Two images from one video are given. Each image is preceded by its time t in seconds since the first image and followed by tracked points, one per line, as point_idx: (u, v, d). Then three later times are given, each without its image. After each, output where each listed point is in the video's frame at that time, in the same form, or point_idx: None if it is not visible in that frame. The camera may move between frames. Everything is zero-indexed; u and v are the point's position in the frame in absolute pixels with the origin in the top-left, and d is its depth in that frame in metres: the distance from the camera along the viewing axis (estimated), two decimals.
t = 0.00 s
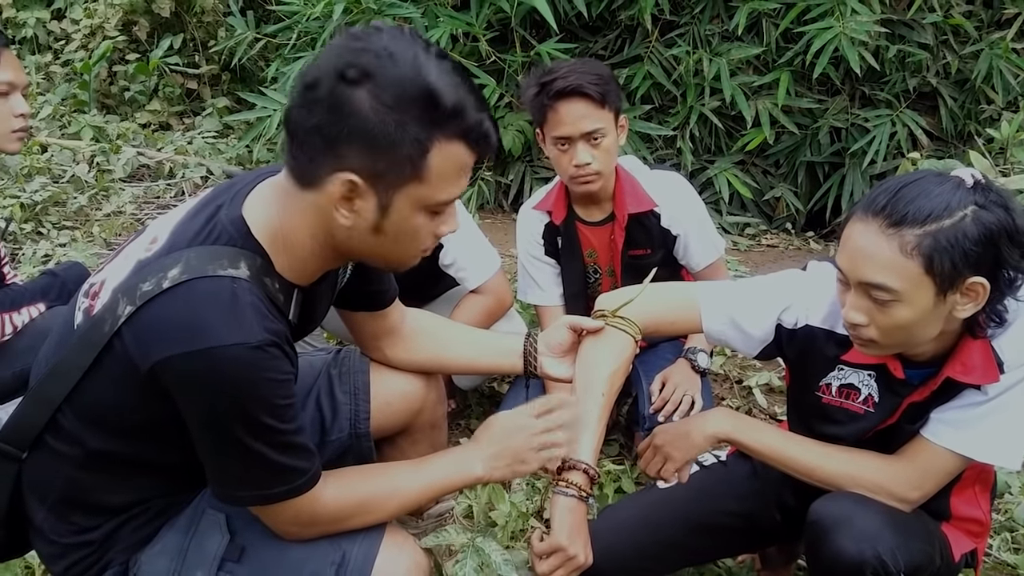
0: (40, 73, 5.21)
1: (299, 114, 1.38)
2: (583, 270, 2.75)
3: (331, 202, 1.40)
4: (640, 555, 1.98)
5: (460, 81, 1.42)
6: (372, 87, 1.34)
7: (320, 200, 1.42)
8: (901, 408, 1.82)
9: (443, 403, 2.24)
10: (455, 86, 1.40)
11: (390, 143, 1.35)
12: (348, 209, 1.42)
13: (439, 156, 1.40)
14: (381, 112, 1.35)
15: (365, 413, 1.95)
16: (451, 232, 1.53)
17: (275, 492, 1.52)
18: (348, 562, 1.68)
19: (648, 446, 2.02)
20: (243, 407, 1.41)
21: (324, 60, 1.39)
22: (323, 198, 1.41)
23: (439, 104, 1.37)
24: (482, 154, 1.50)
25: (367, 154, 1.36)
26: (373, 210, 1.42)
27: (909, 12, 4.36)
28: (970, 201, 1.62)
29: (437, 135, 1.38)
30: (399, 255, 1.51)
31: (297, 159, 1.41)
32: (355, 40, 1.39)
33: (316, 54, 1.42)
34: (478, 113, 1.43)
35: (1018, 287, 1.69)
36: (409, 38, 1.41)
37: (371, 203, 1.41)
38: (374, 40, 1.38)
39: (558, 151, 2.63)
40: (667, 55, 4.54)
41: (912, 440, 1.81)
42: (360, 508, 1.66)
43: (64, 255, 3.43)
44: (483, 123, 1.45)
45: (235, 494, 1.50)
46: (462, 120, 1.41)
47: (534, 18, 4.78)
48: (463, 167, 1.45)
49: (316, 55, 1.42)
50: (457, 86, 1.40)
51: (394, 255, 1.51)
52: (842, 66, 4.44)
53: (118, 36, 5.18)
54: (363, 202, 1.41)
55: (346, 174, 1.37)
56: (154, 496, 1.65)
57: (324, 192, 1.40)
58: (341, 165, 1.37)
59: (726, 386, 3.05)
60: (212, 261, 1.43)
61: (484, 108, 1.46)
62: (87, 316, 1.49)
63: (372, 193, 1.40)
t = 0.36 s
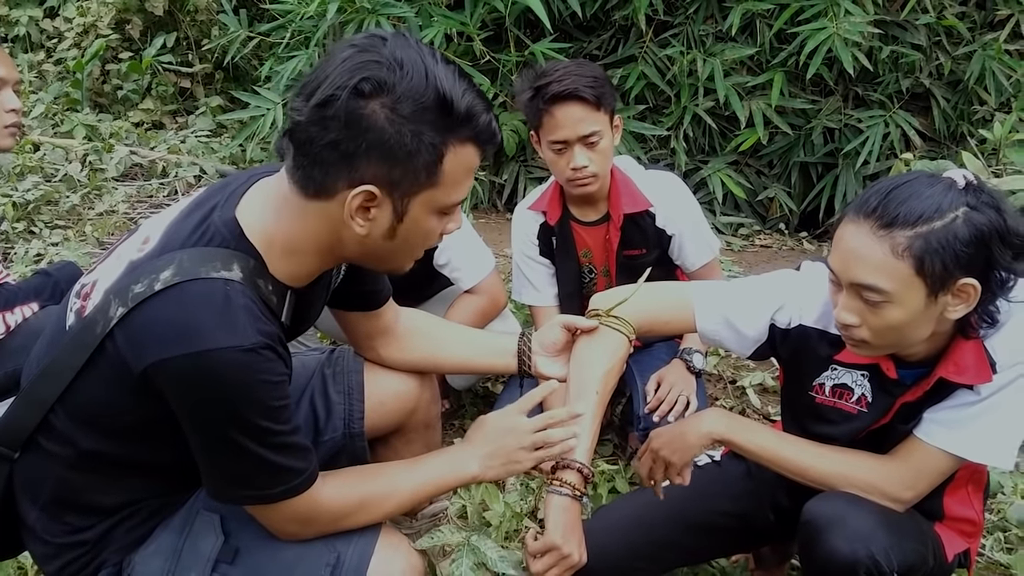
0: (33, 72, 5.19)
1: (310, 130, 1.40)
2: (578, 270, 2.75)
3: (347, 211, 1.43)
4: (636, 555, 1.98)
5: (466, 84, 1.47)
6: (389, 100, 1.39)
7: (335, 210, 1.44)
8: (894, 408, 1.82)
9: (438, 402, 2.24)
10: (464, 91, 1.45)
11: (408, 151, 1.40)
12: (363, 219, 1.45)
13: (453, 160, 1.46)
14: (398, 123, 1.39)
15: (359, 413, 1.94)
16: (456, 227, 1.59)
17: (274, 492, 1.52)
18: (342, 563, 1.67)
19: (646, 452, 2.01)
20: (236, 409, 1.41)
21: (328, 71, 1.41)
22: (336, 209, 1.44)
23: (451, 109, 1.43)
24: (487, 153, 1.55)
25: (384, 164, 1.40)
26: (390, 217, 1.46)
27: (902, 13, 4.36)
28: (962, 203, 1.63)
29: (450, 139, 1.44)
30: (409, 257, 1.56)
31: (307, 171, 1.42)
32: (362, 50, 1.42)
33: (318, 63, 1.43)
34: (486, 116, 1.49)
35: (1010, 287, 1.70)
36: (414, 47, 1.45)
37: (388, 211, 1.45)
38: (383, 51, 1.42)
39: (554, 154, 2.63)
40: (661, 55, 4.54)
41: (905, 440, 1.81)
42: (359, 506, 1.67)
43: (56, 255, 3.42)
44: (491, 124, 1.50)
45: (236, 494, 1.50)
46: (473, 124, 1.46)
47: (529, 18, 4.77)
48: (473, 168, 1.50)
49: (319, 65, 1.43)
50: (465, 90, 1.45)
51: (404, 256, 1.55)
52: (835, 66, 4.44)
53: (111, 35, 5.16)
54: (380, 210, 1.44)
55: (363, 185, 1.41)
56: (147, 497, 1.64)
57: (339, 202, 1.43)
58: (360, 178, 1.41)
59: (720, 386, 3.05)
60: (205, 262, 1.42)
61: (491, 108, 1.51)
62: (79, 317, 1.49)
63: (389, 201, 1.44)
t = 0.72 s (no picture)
0: (33, 75, 5.20)
1: (319, 127, 1.41)
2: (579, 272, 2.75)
3: (361, 206, 1.44)
4: (634, 558, 1.98)
5: (463, 72, 1.52)
6: (399, 91, 1.42)
7: (347, 207, 1.45)
8: (893, 407, 1.82)
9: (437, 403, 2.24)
10: (463, 79, 1.50)
11: (420, 138, 1.43)
12: (376, 213, 1.46)
13: (459, 145, 1.49)
14: (411, 111, 1.42)
15: (359, 415, 1.94)
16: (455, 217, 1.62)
17: (265, 501, 1.52)
18: (338, 565, 1.68)
19: (645, 451, 2.01)
20: (224, 416, 1.41)
21: (332, 69, 1.42)
22: (348, 207, 1.45)
23: (457, 95, 1.47)
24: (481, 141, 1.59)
25: (397, 154, 1.42)
26: (401, 208, 1.48)
27: (902, 13, 4.36)
28: (958, 201, 1.63)
29: (455, 124, 1.48)
30: (413, 251, 1.58)
31: (317, 170, 1.42)
32: (363, 46, 1.43)
33: (317, 63, 1.44)
34: (483, 103, 1.54)
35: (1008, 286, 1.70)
36: (412, 40, 1.48)
37: (400, 201, 1.47)
38: (384, 43, 1.44)
39: (556, 157, 2.64)
40: (661, 56, 4.54)
41: (905, 439, 1.81)
42: (355, 512, 1.68)
43: (56, 258, 3.42)
44: (487, 110, 1.55)
45: (223, 502, 1.50)
46: (474, 110, 1.51)
47: (528, 20, 4.77)
48: (473, 155, 1.54)
49: (318, 65, 1.44)
50: (464, 79, 1.50)
51: (408, 251, 1.57)
52: (835, 67, 4.44)
53: (111, 38, 5.16)
54: (392, 201, 1.46)
55: (378, 177, 1.42)
56: (142, 501, 1.64)
57: (352, 197, 1.44)
58: (373, 170, 1.42)
59: (720, 386, 3.05)
60: (194, 270, 1.42)
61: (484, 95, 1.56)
62: (70, 322, 1.49)
63: (401, 191, 1.46)
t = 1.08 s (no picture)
0: (29, 74, 5.19)
1: (315, 126, 1.41)
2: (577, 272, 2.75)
3: (357, 207, 1.44)
4: (636, 558, 1.98)
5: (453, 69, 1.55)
6: (391, 87, 1.44)
7: (343, 208, 1.45)
8: (890, 407, 1.83)
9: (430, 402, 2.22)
10: (454, 76, 1.53)
11: (415, 134, 1.45)
12: (374, 213, 1.46)
13: (453, 140, 1.52)
14: (405, 106, 1.44)
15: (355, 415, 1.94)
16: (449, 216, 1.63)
17: (267, 507, 1.51)
18: (335, 567, 1.68)
19: (640, 449, 2.01)
20: (216, 425, 1.40)
21: (324, 67, 1.43)
22: (344, 208, 1.44)
23: (448, 91, 1.50)
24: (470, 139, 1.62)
25: (393, 150, 1.44)
26: (398, 206, 1.48)
27: (898, 13, 4.37)
28: (955, 199, 1.63)
29: (449, 119, 1.50)
30: (410, 252, 1.58)
31: (313, 170, 1.42)
32: (353, 44, 1.46)
33: (309, 62, 1.45)
34: (473, 100, 1.57)
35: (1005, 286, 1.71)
36: (401, 38, 1.50)
37: (397, 199, 1.47)
38: (373, 41, 1.47)
39: (553, 158, 2.64)
40: (658, 56, 4.54)
41: (902, 439, 1.81)
42: (350, 506, 1.67)
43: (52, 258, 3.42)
44: (477, 107, 1.58)
45: (225, 509, 1.50)
46: (465, 106, 1.54)
47: (525, 19, 4.77)
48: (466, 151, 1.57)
49: (310, 64, 1.45)
50: (455, 76, 1.53)
51: (406, 253, 1.56)
52: (832, 67, 4.45)
53: (108, 37, 5.15)
54: (388, 200, 1.47)
55: (374, 175, 1.43)
56: (136, 505, 1.64)
57: (349, 197, 1.44)
58: (370, 168, 1.43)
59: (718, 386, 3.05)
60: (184, 280, 1.41)
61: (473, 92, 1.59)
62: (60, 329, 1.48)
63: (398, 188, 1.47)
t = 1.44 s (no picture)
0: (30, 73, 5.18)
1: (314, 130, 1.41)
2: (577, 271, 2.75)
3: (358, 212, 1.44)
4: (635, 560, 1.98)
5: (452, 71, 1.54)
6: (390, 90, 1.44)
7: (343, 212, 1.45)
8: (890, 406, 1.83)
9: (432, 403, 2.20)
10: (453, 78, 1.53)
11: (414, 137, 1.45)
12: (374, 217, 1.46)
13: (452, 142, 1.52)
14: (404, 109, 1.44)
15: (354, 414, 1.93)
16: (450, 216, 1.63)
17: (266, 508, 1.51)
18: (335, 566, 1.67)
19: (643, 453, 1.99)
20: (217, 426, 1.40)
21: (323, 68, 1.43)
22: (344, 211, 1.45)
23: (447, 92, 1.50)
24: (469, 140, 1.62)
25: (392, 153, 1.44)
26: (399, 208, 1.48)
27: (899, 14, 4.37)
28: (956, 199, 1.63)
29: (448, 121, 1.50)
30: (410, 255, 1.58)
31: (312, 175, 1.42)
32: (352, 45, 1.45)
33: (308, 62, 1.45)
34: (472, 101, 1.57)
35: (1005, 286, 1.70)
36: (400, 40, 1.50)
37: (397, 203, 1.47)
38: (372, 43, 1.46)
39: (553, 159, 2.64)
40: (658, 56, 4.54)
41: (902, 438, 1.81)
42: (350, 506, 1.67)
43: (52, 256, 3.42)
44: (475, 108, 1.58)
45: (224, 511, 1.50)
46: (464, 107, 1.54)
47: (526, 19, 4.77)
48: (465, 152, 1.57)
49: (308, 64, 1.45)
50: (454, 78, 1.53)
51: (407, 253, 1.57)
52: (832, 67, 4.45)
53: (108, 36, 5.14)
54: (389, 204, 1.47)
55: (373, 179, 1.43)
56: (136, 504, 1.63)
57: (349, 201, 1.44)
58: (369, 172, 1.43)
59: (718, 387, 3.05)
60: (185, 280, 1.41)
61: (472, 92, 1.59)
62: (60, 329, 1.48)
63: (399, 191, 1.47)
